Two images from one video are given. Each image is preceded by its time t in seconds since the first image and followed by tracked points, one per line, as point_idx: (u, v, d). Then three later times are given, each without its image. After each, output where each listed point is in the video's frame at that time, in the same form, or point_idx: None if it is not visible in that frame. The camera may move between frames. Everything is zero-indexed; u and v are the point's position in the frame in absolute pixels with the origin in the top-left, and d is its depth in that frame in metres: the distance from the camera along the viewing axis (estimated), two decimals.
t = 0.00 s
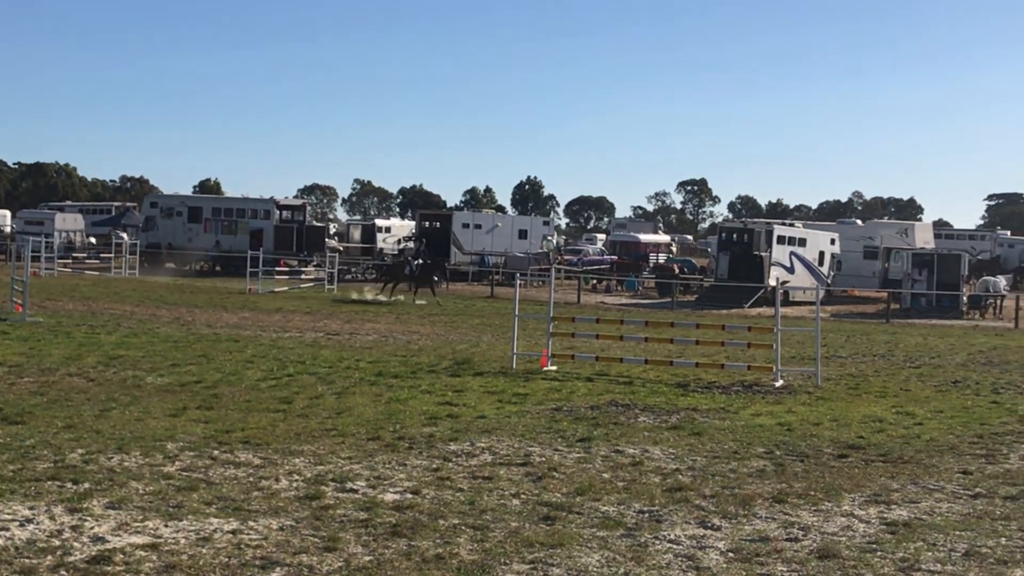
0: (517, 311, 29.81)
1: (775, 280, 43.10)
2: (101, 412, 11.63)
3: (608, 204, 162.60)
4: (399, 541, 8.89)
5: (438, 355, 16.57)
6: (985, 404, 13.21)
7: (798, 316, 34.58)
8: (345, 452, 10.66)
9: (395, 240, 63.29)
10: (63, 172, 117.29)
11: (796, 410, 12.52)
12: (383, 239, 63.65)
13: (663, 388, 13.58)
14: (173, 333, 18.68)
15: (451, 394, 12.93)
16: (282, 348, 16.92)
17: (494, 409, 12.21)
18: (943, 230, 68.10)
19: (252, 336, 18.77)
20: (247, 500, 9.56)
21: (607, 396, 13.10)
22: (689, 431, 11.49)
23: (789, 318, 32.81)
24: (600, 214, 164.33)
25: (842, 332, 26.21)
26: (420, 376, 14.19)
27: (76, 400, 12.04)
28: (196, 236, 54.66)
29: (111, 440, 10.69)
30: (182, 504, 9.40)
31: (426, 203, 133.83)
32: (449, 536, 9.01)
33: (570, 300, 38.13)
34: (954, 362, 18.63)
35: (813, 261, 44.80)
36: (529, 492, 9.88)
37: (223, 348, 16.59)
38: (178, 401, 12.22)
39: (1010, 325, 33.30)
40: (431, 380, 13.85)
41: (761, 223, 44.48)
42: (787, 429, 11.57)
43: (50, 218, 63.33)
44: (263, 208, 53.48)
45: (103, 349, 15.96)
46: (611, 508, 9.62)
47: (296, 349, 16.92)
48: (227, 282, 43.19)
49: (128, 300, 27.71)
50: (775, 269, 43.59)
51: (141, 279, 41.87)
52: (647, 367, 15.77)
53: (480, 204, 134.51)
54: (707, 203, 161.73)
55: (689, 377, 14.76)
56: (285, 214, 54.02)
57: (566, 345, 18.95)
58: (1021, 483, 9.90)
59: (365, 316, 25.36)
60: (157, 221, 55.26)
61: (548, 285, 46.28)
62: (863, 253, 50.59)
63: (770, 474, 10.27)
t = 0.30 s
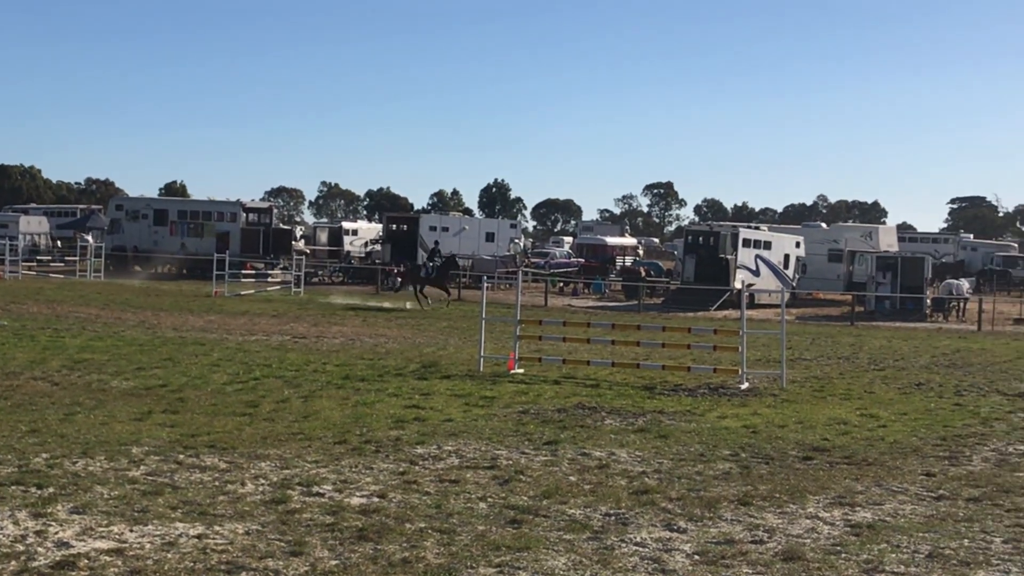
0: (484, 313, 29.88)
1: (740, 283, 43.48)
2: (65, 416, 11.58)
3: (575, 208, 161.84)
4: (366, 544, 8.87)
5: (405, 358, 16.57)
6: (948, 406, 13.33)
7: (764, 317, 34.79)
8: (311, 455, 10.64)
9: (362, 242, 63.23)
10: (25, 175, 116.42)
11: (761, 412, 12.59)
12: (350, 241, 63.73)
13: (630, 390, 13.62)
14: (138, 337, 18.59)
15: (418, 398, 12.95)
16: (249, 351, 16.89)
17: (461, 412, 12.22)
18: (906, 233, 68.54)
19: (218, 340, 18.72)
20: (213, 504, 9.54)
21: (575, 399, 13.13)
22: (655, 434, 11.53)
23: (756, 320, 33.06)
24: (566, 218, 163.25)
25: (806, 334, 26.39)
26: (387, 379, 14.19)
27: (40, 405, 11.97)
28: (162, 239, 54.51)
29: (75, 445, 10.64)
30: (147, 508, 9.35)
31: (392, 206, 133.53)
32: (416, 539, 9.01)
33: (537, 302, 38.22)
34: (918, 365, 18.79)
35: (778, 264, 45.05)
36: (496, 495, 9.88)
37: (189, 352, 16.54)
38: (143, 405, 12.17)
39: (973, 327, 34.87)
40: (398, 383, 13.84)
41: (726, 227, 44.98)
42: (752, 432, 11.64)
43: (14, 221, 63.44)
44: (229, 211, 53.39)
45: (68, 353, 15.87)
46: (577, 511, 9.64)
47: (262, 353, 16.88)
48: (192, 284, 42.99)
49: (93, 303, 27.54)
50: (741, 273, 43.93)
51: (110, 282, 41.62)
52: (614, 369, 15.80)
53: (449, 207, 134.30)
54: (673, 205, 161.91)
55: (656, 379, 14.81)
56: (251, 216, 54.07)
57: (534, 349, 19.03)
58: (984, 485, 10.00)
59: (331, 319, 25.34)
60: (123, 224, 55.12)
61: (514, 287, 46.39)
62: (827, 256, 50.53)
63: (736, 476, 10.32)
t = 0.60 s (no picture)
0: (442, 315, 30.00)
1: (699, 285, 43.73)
2: (19, 417, 11.48)
3: (534, 209, 161.05)
4: (322, 546, 8.83)
5: (362, 360, 16.55)
6: (902, 408, 13.52)
7: (721, 319, 35.12)
8: (268, 457, 10.60)
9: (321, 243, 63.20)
10: None
11: (718, 413, 12.67)
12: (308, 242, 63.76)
13: (588, 391, 13.68)
14: (93, 337, 18.45)
15: (376, 399, 12.94)
16: (206, 352, 16.84)
17: (418, 413, 12.23)
18: (862, 237, 69.12)
19: (174, 341, 18.64)
20: (169, 506, 9.48)
21: (533, 400, 13.18)
22: (613, 435, 11.57)
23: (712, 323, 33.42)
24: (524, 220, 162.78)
25: (762, 337, 26.63)
26: (345, 380, 14.17)
27: None
28: (119, 239, 54.19)
29: (29, 446, 10.54)
30: (102, 510, 9.28)
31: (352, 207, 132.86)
32: (373, 541, 8.98)
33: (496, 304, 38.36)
34: (872, 367, 19.03)
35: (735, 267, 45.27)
36: (453, 496, 9.88)
37: (145, 353, 16.44)
38: (97, 406, 12.09)
39: (927, 329, 35.18)
40: (356, 384, 13.83)
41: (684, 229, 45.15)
42: (708, 433, 11.71)
43: None
44: (187, 211, 53.45)
45: (22, 353, 15.73)
46: (534, 512, 9.64)
47: (220, 353, 16.85)
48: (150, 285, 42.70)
49: (49, 303, 27.27)
50: (699, 275, 44.02)
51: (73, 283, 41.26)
52: (573, 371, 15.90)
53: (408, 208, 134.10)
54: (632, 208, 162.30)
55: (613, 382, 14.86)
56: (209, 217, 54.17)
57: (493, 351, 19.18)
58: (937, 486, 10.11)
59: (289, 320, 25.29)
60: (79, 224, 54.83)
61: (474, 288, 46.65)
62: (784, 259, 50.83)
63: (692, 477, 10.37)
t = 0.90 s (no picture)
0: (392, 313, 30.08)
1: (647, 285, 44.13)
2: None
3: (484, 208, 160.39)
4: (267, 546, 8.77)
5: (310, 358, 16.51)
6: (846, 409, 13.77)
7: (668, 320, 35.46)
8: (213, 456, 10.54)
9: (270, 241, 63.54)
10: None
11: (665, 413, 12.78)
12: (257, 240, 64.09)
13: (535, 391, 13.73)
14: (37, 334, 18.24)
15: (323, 398, 12.91)
16: (151, 350, 16.75)
17: (366, 412, 12.23)
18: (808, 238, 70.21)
19: (119, 338, 18.49)
20: (112, 505, 9.39)
21: (480, 400, 13.23)
22: (560, 435, 11.63)
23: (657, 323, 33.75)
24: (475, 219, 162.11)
25: (709, 338, 26.93)
26: (292, 379, 14.16)
27: None
28: (64, 235, 54.26)
29: None
30: (44, 508, 9.16)
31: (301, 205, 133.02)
32: (318, 540, 8.94)
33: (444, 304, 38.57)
34: (818, 368, 19.31)
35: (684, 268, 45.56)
36: (400, 496, 9.87)
37: (88, 351, 16.30)
38: (40, 403, 11.97)
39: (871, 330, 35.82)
40: (303, 383, 13.82)
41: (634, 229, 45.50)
42: (655, 433, 11.79)
43: None
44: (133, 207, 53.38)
45: None
46: (480, 511, 9.65)
47: (165, 351, 16.77)
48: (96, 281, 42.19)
49: None
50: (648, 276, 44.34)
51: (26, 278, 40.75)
52: (522, 370, 16.00)
53: (357, 206, 134.08)
54: (583, 209, 162.79)
55: (561, 382, 14.97)
56: (156, 213, 54.08)
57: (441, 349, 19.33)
58: (880, 486, 10.23)
59: (236, 318, 25.23)
60: (24, 220, 54.68)
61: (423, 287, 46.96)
62: (731, 260, 51.16)
63: (638, 477, 10.42)
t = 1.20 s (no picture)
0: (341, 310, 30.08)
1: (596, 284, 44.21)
2: None
3: (435, 206, 160.31)
4: (212, 544, 8.67)
5: (258, 355, 16.59)
6: (792, 407, 14.10)
7: (618, 318, 35.69)
8: (159, 453, 10.47)
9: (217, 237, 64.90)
10: None
11: (613, 411, 12.99)
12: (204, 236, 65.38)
13: (485, 388, 13.93)
14: None
15: (270, 395, 12.94)
16: (95, 346, 16.73)
17: (314, 410, 12.25)
18: (756, 237, 70.42)
19: (63, 334, 18.44)
20: (55, 503, 9.26)
21: (429, 397, 13.38)
22: (508, 433, 11.72)
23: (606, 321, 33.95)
24: (426, 216, 161.63)
25: (657, 336, 27.22)
26: (240, 375, 14.24)
27: None
28: (9, 230, 54.78)
29: None
30: None
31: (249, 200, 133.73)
32: (264, 538, 8.85)
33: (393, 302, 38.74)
34: (765, 366, 19.70)
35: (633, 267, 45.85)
36: (347, 494, 9.82)
37: (32, 347, 16.16)
38: None
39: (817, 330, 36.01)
40: (251, 380, 13.88)
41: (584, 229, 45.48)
42: (603, 430, 11.93)
43: None
44: (79, 202, 53.92)
45: None
46: (428, 509, 9.62)
47: (111, 348, 16.74)
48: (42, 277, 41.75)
49: None
50: (596, 274, 44.59)
51: None
52: (470, 369, 16.28)
53: (306, 203, 134.36)
54: (532, 207, 163.33)
55: (510, 378, 15.31)
56: (102, 208, 54.85)
57: (389, 345, 19.62)
58: (825, 484, 10.34)
59: (184, 315, 25.24)
60: None
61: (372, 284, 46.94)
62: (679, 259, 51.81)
63: (586, 474, 10.47)
